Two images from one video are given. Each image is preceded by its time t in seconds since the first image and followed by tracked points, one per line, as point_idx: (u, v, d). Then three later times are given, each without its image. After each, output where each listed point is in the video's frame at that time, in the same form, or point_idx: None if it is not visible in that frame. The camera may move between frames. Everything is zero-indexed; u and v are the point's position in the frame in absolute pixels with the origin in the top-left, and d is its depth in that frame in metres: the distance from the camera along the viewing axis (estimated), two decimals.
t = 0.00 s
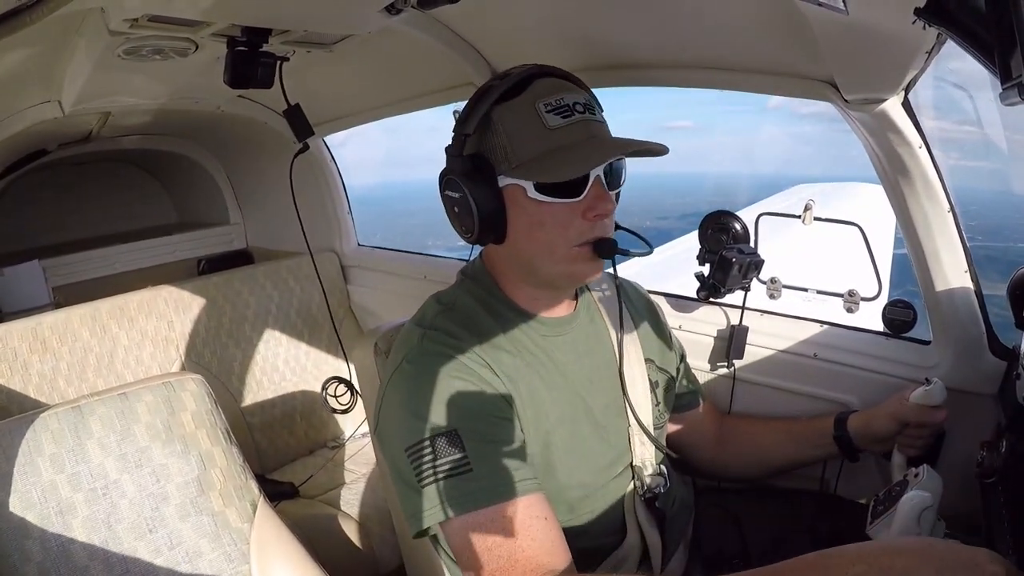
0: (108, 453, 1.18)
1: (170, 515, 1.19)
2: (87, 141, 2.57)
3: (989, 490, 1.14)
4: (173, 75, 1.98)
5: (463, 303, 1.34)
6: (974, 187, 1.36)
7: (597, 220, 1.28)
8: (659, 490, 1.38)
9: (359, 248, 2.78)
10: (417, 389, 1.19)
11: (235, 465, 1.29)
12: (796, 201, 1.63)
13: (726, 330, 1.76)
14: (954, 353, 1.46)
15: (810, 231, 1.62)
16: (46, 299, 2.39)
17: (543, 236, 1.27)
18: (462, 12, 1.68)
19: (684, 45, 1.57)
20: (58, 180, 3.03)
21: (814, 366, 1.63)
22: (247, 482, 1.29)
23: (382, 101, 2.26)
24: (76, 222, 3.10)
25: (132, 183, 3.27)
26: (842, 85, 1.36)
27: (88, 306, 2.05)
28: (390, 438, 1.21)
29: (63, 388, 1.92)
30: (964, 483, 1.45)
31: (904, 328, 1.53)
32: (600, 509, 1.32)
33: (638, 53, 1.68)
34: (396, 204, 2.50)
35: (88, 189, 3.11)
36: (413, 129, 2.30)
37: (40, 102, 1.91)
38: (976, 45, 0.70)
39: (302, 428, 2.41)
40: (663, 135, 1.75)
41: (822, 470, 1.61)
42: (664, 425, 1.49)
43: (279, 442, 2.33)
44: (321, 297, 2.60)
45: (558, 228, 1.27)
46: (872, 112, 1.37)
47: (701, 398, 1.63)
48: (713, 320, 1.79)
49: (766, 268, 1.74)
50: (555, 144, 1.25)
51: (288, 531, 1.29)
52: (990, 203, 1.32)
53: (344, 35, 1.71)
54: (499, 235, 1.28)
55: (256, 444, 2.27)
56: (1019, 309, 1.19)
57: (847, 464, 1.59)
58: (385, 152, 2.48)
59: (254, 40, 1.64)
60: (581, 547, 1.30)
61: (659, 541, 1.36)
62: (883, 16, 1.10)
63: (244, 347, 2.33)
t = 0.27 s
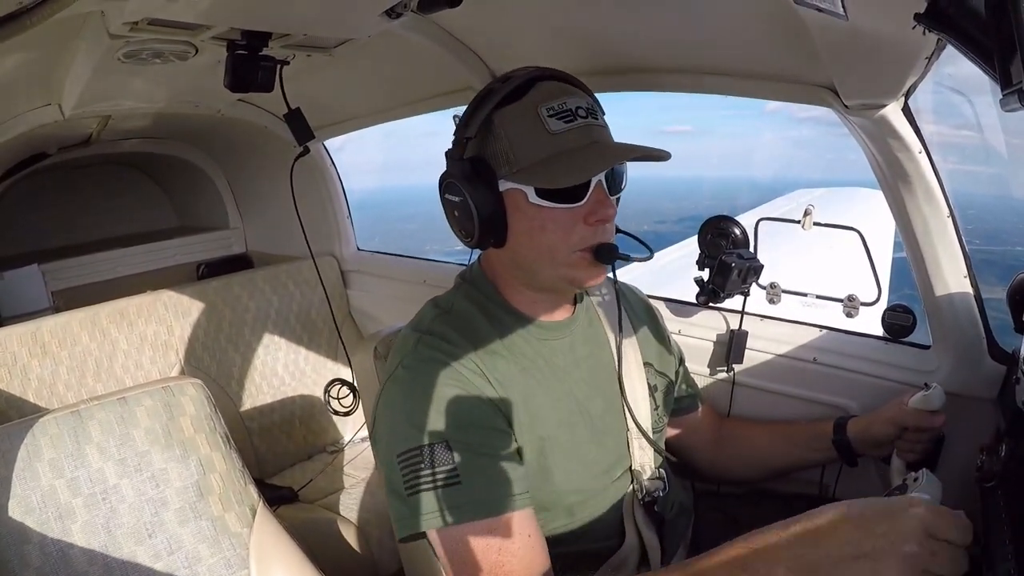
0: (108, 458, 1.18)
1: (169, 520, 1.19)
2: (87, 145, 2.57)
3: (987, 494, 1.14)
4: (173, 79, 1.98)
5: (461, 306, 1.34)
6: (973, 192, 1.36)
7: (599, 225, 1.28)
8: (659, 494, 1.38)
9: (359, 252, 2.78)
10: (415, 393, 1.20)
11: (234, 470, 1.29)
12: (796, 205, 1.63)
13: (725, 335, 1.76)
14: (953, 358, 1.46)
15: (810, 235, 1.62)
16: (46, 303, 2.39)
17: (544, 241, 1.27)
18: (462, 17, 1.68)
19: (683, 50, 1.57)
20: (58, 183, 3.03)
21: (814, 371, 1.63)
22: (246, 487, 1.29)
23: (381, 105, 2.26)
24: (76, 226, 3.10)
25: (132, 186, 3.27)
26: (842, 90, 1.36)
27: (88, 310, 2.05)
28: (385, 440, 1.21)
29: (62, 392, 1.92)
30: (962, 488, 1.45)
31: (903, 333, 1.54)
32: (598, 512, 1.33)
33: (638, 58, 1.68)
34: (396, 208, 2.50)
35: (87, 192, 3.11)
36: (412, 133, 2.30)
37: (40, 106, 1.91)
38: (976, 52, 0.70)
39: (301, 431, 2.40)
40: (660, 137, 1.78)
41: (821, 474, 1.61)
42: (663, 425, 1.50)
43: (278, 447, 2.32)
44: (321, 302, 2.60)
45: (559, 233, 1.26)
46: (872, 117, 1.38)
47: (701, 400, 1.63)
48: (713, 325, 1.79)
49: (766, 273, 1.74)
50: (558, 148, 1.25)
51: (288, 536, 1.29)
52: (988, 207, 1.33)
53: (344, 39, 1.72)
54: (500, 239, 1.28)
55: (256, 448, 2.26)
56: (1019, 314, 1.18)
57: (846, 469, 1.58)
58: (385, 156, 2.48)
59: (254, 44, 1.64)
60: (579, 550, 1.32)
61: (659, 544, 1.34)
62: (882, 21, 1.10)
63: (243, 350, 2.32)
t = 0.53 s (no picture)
0: (108, 465, 1.17)
1: (170, 527, 1.18)
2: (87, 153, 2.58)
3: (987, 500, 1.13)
4: (174, 87, 1.99)
5: (456, 316, 1.34)
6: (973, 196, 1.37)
7: (586, 225, 1.28)
8: (658, 501, 1.36)
9: (359, 260, 2.78)
10: (416, 396, 1.21)
11: (235, 477, 1.28)
12: (797, 211, 1.62)
13: (725, 341, 1.76)
14: (953, 362, 1.45)
15: (810, 242, 1.61)
16: (45, 311, 2.39)
17: (533, 244, 1.27)
18: (462, 24, 1.69)
19: (683, 55, 1.58)
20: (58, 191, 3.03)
21: (813, 377, 1.63)
22: (247, 494, 1.28)
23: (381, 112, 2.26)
24: (76, 234, 3.09)
25: (132, 194, 3.27)
26: (842, 95, 1.37)
27: (88, 317, 2.04)
28: (382, 444, 1.20)
29: (62, 400, 1.91)
30: (962, 493, 1.44)
31: (904, 339, 1.52)
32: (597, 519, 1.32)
33: (638, 64, 1.68)
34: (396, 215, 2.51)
35: (88, 200, 3.11)
36: (411, 140, 2.30)
37: (41, 114, 1.91)
38: (976, 57, 0.70)
39: (301, 439, 2.40)
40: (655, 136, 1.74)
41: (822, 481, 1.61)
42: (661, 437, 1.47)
43: (278, 454, 2.32)
44: (321, 309, 2.59)
45: (548, 235, 1.26)
46: (871, 123, 1.38)
47: (699, 408, 1.63)
48: (713, 331, 1.79)
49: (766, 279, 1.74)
50: (540, 151, 1.25)
51: (289, 543, 1.28)
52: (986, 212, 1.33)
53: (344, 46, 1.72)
54: (491, 246, 1.28)
55: (256, 456, 2.26)
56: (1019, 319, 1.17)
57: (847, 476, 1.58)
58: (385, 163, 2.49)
59: (254, 52, 1.65)
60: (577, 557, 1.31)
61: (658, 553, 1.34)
62: (881, 26, 1.11)
63: (242, 358, 2.32)
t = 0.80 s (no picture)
0: (109, 467, 1.17)
1: (170, 528, 1.18)
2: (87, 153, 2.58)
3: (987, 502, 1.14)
4: (175, 88, 1.99)
5: (467, 313, 1.34)
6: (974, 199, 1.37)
7: (599, 222, 1.30)
8: (661, 502, 1.35)
9: (359, 261, 2.78)
10: (418, 394, 1.20)
11: (236, 478, 1.28)
12: (798, 214, 1.63)
13: (725, 343, 1.76)
14: (954, 365, 1.46)
15: (810, 244, 1.60)
16: (46, 313, 2.38)
17: (547, 243, 1.27)
18: (463, 26, 1.69)
19: (684, 58, 1.58)
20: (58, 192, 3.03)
21: (812, 378, 1.63)
22: (248, 495, 1.28)
23: (382, 113, 2.27)
24: (76, 234, 3.09)
25: (133, 195, 3.27)
26: (843, 98, 1.37)
27: (89, 319, 2.04)
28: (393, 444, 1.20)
29: (63, 402, 1.91)
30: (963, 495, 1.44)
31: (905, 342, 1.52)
32: (601, 520, 1.31)
33: (638, 66, 1.69)
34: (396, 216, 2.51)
35: (88, 201, 3.11)
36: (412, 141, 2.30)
37: (42, 115, 1.92)
38: (976, 60, 0.70)
39: (302, 440, 2.40)
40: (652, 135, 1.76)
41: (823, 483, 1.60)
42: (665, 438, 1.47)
43: (279, 455, 2.31)
44: (321, 311, 2.59)
45: (562, 233, 1.27)
46: (873, 125, 1.39)
47: (700, 412, 1.63)
48: (713, 333, 1.79)
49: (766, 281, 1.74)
50: (553, 151, 1.25)
51: (289, 545, 1.27)
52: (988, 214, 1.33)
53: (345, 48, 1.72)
54: (504, 248, 1.28)
55: (257, 457, 2.26)
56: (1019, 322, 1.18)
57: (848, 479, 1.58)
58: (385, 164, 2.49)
59: (255, 53, 1.65)
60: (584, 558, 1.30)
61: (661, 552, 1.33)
62: (883, 29, 1.11)
63: (243, 359, 2.32)
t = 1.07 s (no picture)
0: (107, 467, 1.17)
1: (169, 529, 1.18)
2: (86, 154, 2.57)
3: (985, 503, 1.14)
4: (174, 89, 1.99)
5: (465, 313, 1.34)
6: (972, 199, 1.37)
7: (598, 218, 1.31)
8: (658, 505, 1.35)
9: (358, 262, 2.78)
10: (416, 392, 1.20)
11: (234, 478, 1.28)
12: (796, 214, 1.60)
13: (723, 344, 1.76)
14: (952, 365, 1.46)
15: (807, 245, 1.60)
16: (43, 313, 2.38)
17: (547, 240, 1.28)
18: (461, 27, 1.69)
19: (682, 58, 1.58)
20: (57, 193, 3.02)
21: (811, 379, 1.63)
22: (246, 496, 1.28)
23: (380, 114, 2.27)
24: (74, 235, 3.09)
25: (131, 196, 3.26)
26: (841, 98, 1.37)
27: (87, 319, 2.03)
28: (392, 444, 1.21)
29: (61, 403, 1.90)
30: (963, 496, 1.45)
31: (902, 343, 1.53)
32: (599, 521, 1.31)
33: (637, 67, 1.69)
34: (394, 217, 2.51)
35: (86, 202, 3.10)
36: (410, 142, 2.30)
37: (40, 116, 1.91)
38: (975, 59, 0.70)
39: (301, 441, 2.39)
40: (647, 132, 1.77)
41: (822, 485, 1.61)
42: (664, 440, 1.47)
43: (278, 456, 2.31)
44: (320, 311, 2.59)
45: (561, 230, 1.28)
46: (871, 126, 1.39)
47: (698, 414, 1.63)
48: (711, 334, 1.79)
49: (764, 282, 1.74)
50: (552, 148, 1.25)
51: (287, 546, 1.27)
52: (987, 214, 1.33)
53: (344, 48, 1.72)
54: (503, 246, 1.27)
55: (255, 458, 2.25)
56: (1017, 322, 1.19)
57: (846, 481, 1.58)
58: (384, 164, 2.49)
59: (254, 53, 1.64)
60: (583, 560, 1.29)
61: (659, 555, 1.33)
62: (882, 29, 1.11)
63: (241, 360, 2.32)
